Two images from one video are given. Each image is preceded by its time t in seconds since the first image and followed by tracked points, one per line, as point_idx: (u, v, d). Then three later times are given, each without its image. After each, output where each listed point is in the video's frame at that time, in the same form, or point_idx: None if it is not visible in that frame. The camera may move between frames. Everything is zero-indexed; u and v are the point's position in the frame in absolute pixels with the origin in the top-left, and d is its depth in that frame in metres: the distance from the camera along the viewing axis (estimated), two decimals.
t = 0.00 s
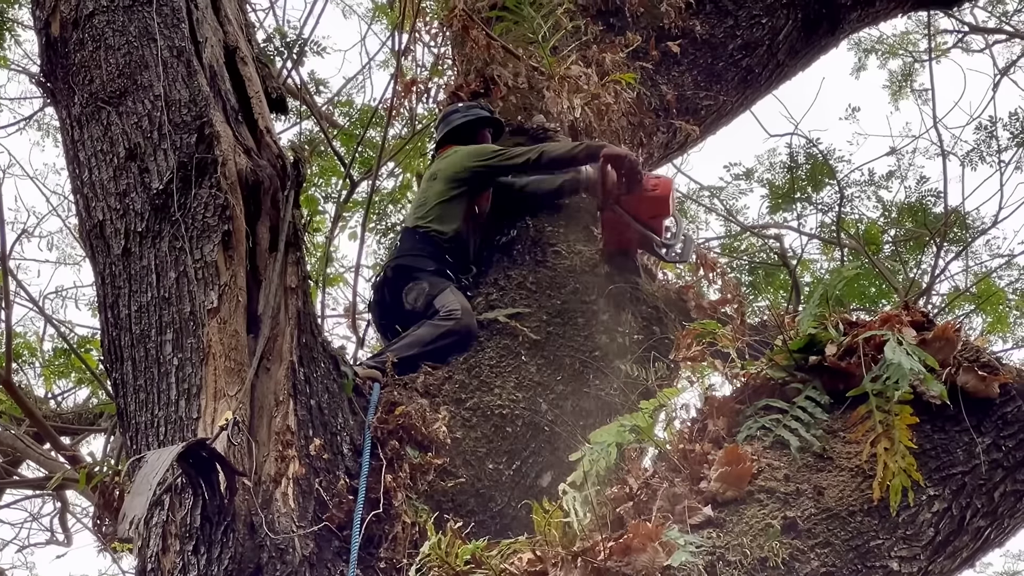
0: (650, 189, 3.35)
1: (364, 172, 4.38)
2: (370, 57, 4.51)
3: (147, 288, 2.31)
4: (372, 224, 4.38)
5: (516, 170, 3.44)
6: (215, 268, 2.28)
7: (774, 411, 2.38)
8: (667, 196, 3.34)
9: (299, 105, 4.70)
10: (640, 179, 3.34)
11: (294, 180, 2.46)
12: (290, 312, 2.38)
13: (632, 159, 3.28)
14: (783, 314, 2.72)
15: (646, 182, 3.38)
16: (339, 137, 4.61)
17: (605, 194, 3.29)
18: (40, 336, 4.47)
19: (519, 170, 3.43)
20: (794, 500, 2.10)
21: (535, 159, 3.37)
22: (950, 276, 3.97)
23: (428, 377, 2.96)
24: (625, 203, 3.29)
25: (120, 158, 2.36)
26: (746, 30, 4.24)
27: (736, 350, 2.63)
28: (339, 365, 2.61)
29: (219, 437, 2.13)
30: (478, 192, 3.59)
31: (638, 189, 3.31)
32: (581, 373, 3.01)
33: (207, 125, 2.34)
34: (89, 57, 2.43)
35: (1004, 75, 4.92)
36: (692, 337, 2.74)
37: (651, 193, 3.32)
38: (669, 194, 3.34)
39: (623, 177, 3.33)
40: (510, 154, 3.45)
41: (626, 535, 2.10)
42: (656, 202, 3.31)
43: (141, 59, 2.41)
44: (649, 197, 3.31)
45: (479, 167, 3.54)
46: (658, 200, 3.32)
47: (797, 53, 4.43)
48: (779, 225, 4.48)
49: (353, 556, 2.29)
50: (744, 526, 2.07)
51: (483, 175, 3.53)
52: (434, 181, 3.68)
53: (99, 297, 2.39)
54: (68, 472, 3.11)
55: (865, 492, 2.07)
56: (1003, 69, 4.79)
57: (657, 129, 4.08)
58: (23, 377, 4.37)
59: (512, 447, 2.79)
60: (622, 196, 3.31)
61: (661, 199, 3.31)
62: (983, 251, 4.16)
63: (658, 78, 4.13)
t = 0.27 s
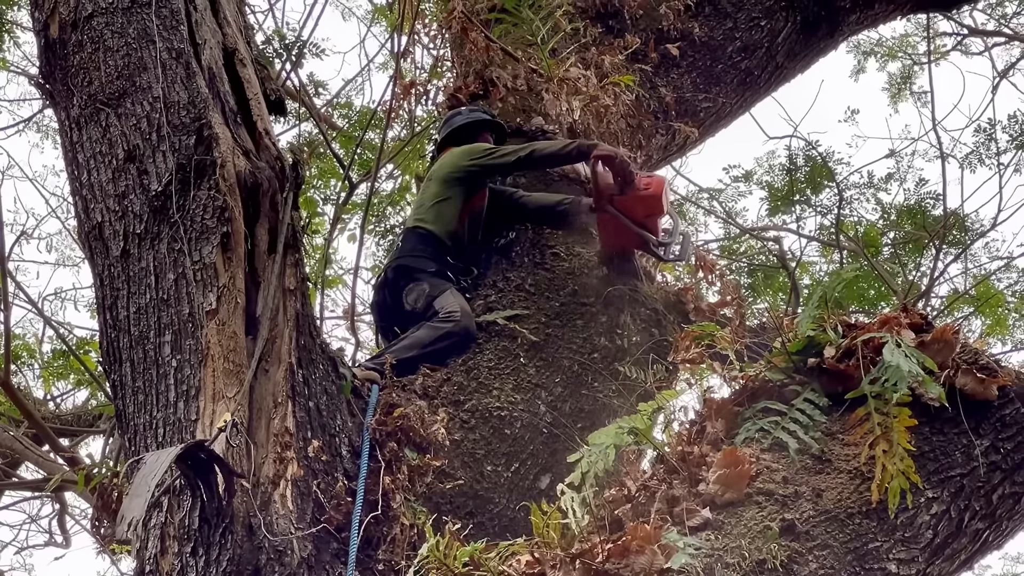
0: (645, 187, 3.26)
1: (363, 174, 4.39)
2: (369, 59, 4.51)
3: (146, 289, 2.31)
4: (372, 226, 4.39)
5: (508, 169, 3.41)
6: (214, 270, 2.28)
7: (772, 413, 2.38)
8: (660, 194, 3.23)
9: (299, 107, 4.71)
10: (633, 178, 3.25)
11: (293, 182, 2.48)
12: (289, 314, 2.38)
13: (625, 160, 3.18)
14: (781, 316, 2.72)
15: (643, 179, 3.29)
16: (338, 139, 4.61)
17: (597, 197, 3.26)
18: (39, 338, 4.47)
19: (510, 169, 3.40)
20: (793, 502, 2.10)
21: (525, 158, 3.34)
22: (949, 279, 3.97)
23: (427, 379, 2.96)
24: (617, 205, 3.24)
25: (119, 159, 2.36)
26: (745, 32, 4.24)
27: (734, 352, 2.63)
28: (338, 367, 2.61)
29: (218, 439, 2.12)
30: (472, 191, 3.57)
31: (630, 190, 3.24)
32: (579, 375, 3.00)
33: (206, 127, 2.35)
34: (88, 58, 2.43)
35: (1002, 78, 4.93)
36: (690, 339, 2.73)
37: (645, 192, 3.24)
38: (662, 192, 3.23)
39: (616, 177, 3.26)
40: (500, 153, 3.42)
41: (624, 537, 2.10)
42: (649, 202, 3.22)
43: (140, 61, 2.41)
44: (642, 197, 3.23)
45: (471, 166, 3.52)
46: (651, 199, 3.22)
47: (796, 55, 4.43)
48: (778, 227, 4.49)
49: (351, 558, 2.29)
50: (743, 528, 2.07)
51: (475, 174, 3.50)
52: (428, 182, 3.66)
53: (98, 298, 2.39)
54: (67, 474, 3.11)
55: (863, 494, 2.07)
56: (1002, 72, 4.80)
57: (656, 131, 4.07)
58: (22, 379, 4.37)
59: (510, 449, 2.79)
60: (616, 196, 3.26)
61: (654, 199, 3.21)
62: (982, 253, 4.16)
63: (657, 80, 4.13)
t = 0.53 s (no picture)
0: (633, 184, 3.29)
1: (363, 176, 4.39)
2: (369, 60, 4.52)
3: (146, 291, 2.31)
4: (372, 228, 4.40)
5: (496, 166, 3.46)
6: (214, 272, 2.29)
7: (772, 415, 2.38)
8: (648, 189, 3.25)
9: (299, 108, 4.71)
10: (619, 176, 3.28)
11: (293, 183, 2.48)
12: (289, 315, 2.38)
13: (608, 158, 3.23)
14: (781, 318, 2.71)
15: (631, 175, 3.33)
16: (338, 141, 4.61)
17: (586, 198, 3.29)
18: (38, 340, 4.47)
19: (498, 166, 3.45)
20: (792, 505, 2.10)
21: (513, 154, 3.40)
22: (948, 281, 3.97)
23: (426, 381, 2.96)
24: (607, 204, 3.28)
25: (119, 161, 2.37)
26: (745, 34, 4.24)
27: (734, 354, 2.63)
28: (338, 369, 2.61)
29: (218, 441, 2.12)
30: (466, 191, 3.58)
31: (618, 188, 3.27)
32: (579, 377, 3.00)
33: (206, 129, 2.35)
34: (89, 60, 2.43)
35: (1002, 80, 4.93)
36: (689, 341, 2.74)
37: (633, 189, 3.27)
38: (651, 186, 3.25)
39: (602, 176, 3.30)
40: (489, 151, 3.48)
41: (624, 539, 2.11)
42: (637, 198, 3.25)
43: (140, 63, 2.42)
44: (629, 194, 3.26)
45: (462, 166, 3.56)
46: (639, 195, 3.24)
47: (796, 57, 4.44)
48: (777, 229, 4.49)
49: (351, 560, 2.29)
50: (742, 530, 2.07)
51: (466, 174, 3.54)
52: (423, 185, 3.71)
53: (98, 300, 2.39)
54: (68, 475, 3.11)
55: (863, 497, 2.08)
56: (1002, 74, 4.80)
57: (656, 133, 4.07)
58: (22, 381, 4.37)
59: (510, 451, 2.79)
60: (605, 196, 3.29)
61: (642, 194, 3.23)
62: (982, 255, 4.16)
63: (657, 82, 4.14)
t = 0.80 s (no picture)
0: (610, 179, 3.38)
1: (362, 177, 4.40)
2: (369, 61, 4.52)
3: (145, 292, 2.31)
4: (371, 229, 4.41)
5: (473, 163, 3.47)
6: (213, 272, 2.28)
7: (771, 416, 2.38)
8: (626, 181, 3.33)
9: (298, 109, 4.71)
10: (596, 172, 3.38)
11: (292, 184, 2.48)
12: (288, 316, 2.38)
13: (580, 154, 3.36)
14: (780, 320, 2.71)
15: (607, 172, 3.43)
16: (337, 141, 4.61)
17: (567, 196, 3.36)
18: (37, 340, 4.46)
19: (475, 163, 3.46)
20: (791, 506, 2.10)
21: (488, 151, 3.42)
22: (947, 282, 3.97)
23: (425, 382, 2.96)
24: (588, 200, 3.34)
25: (118, 162, 2.36)
26: (744, 35, 4.24)
27: (732, 355, 2.63)
28: (336, 370, 2.61)
29: (217, 442, 2.12)
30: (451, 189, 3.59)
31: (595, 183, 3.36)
32: (578, 378, 3.00)
33: (205, 130, 2.35)
34: (88, 61, 2.43)
35: (1001, 81, 4.94)
36: (689, 342, 2.72)
37: (611, 182, 3.35)
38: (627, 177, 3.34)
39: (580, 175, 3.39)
40: (463, 149, 3.49)
41: (623, 540, 2.11)
42: (616, 189, 3.32)
43: (140, 63, 2.42)
44: (608, 187, 3.34)
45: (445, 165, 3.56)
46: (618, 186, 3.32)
47: (796, 59, 4.44)
48: (776, 230, 4.49)
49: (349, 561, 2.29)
50: (741, 531, 2.07)
51: (446, 173, 3.55)
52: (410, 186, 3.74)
53: (97, 300, 2.39)
54: (66, 476, 3.11)
55: (862, 498, 2.07)
56: (1001, 75, 4.81)
57: (655, 134, 4.07)
58: (21, 382, 4.36)
59: (509, 452, 2.79)
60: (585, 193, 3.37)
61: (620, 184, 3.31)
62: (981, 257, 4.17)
63: (656, 83, 4.14)
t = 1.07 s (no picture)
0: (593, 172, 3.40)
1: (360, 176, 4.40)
2: (367, 60, 4.51)
3: (143, 290, 2.31)
4: (369, 228, 4.41)
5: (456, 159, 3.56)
6: (210, 271, 2.28)
7: (768, 415, 2.38)
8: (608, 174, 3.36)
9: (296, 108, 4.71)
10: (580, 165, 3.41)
11: (290, 183, 2.47)
12: (285, 315, 2.37)
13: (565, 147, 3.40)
14: (778, 319, 2.71)
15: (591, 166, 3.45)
16: (335, 140, 4.61)
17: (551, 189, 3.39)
18: (35, 339, 4.46)
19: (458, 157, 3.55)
20: (789, 505, 2.10)
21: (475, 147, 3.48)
22: (945, 282, 3.98)
23: (422, 381, 2.96)
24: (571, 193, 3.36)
25: (116, 160, 2.36)
26: (743, 35, 4.24)
27: (731, 355, 2.63)
28: (334, 369, 2.61)
29: (214, 440, 2.11)
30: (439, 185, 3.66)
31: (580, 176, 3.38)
32: (575, 377, 3.01)
33: (203, 128, 2.35)
34: (86, 59, 2.43)
35: (1000, 81, 4.94)
36: (687, 341, 2.73)
37: (593, 176, 3.37)
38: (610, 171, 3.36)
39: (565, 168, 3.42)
40: (445, 147, 3.61)
41: (621, 539, 2.11)
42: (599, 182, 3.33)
43: (138, 62, 2.42)
44: (591, 180, 3.36)
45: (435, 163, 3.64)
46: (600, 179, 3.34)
47: (794, 58, 4.44)
48: (774, 230, 4.49)
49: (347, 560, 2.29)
50: (739, 530, 2.07)
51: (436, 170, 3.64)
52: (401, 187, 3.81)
53: (95, 299, 2.38)
54: (64, 475, 3.10)
55: (860, 497, 2.07)
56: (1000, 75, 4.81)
57: (653, 133, 4.07)
58: (18, 381, 4.36)
59: (506, 451, 2.79)
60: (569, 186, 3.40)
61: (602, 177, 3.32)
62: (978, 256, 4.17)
63: (654, 82, 4.13)
